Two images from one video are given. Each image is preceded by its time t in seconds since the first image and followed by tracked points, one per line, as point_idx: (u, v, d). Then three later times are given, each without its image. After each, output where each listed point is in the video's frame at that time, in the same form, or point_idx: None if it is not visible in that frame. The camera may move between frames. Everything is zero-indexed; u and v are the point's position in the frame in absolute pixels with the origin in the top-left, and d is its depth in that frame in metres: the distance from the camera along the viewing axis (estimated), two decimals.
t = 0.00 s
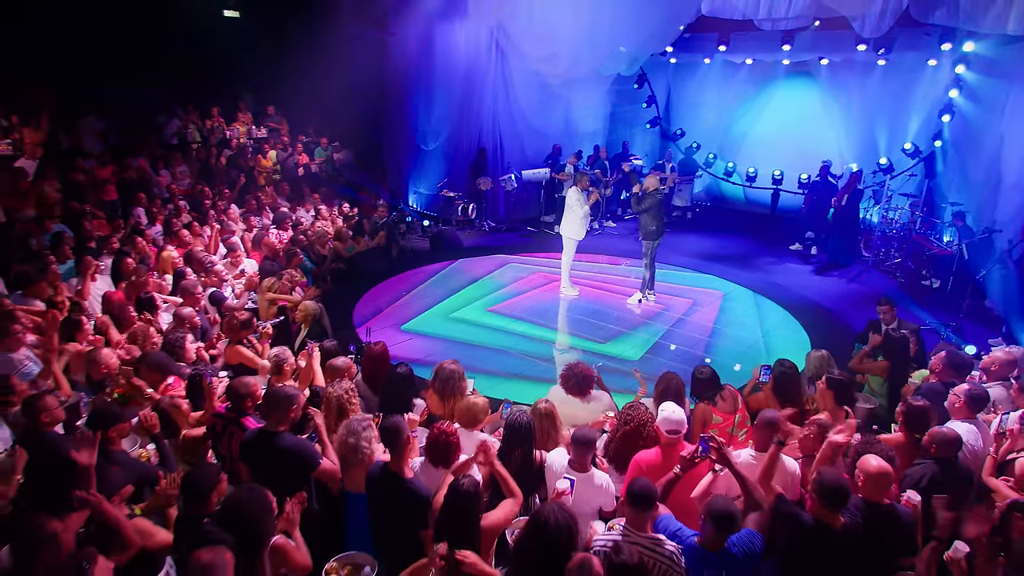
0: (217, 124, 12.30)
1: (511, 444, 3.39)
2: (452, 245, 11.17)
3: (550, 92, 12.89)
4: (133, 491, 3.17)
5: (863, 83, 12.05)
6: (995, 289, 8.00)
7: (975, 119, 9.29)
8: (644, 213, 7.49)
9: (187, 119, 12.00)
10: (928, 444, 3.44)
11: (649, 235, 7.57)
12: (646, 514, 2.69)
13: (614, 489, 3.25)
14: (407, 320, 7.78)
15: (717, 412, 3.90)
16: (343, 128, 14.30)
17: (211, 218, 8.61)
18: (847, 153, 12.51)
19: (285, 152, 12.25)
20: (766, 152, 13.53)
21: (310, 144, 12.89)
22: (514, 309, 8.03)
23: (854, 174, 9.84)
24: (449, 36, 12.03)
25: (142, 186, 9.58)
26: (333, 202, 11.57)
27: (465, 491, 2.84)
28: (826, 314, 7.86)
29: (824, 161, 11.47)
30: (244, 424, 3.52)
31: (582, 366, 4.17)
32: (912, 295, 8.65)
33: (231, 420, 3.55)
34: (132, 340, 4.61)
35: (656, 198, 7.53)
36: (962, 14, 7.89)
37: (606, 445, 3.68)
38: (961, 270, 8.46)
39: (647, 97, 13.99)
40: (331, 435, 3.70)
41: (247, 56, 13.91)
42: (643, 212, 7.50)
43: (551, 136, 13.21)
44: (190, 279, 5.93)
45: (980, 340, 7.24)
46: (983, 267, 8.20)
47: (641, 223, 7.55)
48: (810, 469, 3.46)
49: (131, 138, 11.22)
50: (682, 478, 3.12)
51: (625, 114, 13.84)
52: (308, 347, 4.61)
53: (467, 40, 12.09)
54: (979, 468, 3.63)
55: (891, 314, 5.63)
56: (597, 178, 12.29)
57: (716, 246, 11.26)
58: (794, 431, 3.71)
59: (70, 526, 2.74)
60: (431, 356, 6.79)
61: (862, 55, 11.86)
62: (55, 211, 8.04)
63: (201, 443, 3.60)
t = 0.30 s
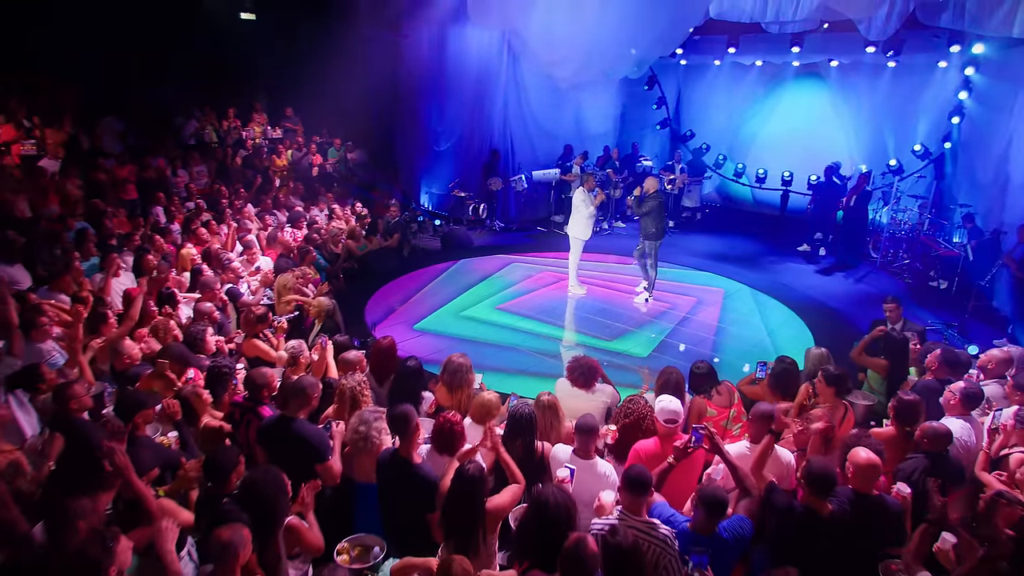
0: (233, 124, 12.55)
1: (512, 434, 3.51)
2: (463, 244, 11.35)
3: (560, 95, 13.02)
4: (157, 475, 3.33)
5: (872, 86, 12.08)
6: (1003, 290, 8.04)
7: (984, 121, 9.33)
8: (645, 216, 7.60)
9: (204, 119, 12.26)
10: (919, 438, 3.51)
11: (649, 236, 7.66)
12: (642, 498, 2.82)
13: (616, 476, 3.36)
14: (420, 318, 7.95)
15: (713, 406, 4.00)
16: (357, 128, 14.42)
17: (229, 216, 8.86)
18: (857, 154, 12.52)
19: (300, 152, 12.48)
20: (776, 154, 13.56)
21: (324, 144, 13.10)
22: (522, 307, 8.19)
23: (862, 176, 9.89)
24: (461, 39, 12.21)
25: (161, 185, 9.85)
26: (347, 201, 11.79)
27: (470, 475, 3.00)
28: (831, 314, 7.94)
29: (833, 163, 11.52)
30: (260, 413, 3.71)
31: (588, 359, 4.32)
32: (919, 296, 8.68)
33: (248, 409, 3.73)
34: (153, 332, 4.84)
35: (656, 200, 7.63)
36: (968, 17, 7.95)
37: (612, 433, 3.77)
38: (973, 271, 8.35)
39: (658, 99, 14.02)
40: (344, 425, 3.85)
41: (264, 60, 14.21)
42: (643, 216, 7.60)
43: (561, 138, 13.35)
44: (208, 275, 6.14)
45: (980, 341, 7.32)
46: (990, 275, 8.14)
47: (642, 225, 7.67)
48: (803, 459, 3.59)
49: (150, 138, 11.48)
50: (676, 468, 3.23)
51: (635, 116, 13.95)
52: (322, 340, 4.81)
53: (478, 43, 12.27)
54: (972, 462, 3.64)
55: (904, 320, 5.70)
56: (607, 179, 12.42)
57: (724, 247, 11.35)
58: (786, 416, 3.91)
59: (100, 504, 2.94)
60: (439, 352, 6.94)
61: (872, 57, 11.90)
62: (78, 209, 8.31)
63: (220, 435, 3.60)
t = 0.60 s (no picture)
0: (249, 125, 12.79)
1: (516, 425, 3.60)
2: (474, 243, 11.53)
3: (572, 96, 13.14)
4: (181, 460, 3.52)
5: (883, 86, 12.08)
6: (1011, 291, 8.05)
7: (994, 122, 9.34)
8: (646, 216, 7.69)
9: (221, 120, 12.52)
10: (911, 431, 3.59)
11: (650, 235, 7.79)
12: (638, 483, 2.95)
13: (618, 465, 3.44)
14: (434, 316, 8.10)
15: (710, 399, 4.16)
16: (371, 130, 14.54)
17: (246, 215, 9.10)
18: (867, 156, 12.54)
19: (315, 152, 12.70)
20: (786, 154, 13.58)
21: (338, 145, 13.31)
22: (532, 304, 8.35)
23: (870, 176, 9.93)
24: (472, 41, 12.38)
25: (180, 184, 10.12)
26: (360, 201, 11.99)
27: (476, 460, 3.15)
28: (837, 313, 8.01)
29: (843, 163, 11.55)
30: (277, 402, 3.90)
31: (594, 352, 4.45)
32: (926, 298, 8.72)
33: (265, 399, 3.92)
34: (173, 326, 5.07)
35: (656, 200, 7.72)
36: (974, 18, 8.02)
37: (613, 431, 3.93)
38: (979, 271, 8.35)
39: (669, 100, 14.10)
40: (357, 415, 4.00)
41: (279, 62, 14.46)
42: (643, 216, 7.69)
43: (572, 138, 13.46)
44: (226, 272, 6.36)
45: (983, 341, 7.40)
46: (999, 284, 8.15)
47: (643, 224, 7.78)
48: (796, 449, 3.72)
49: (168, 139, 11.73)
50: (670, 457, 3.37)
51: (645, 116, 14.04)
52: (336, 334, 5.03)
53: (490, 44, 12.42)
54: (964, 457, 3.69)
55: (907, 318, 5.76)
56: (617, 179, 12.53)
57: (733, 247, 11.43)
58: (779, 407, 4.12)
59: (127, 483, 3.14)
60: (447, 347, 7.12)
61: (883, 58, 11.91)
62: (101, 208, 8.59)
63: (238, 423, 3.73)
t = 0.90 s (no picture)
0: (264, 127, 12.99)
1: (520, 417, 3.74)
2: (485, 243, 11.69)
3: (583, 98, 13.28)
4: (204, 447, 3.73)
5: (893, 87, 12.10)
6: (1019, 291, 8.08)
7: (1004, 123, 9.36)
8: (648, 215, 7.85)
9: (238, 122, 12.74)
10: (905, 425, 3.68)
11: (650, 233, 7.90)
12: (636, 471, 3.09)
13: (618, 453, 3.57)
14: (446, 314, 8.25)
15: (709, 394, 4.31)
16: (385, 132, 14.63)
17: (262, 214, 9.32)
18: (878, 157, 12.55)
19: (329, 152, 12.90)
20: (797, 155, 13.60)
21: (352, 146, 13.48)
22: (541, 303, 8.50)
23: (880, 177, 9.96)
24: (484, 45, 12.57)
25: (198, 184, 10.34)
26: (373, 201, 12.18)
27: (481, 448, 3.30)
28: (843, 312, 8.09)
29: (853, 164, 11.58)
30: (293, 393, 4.08)
31: (601, 346, 4.59)
32: (933, 298, 8.76)
33: (283, 390, 4.11)
34: (195, 322, 5.35)
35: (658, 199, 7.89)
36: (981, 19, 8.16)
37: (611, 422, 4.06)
38: (983, 272, 8.31)
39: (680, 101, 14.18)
40: (370, 406, 4.16)
41: (296, 67, 14.67)
42: (646, 215, 7.86)
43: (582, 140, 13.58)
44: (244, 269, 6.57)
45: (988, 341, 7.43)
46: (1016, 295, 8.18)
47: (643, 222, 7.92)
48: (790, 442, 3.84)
49: (186, 140, 11.96)
50: (667, 449, 3.51)
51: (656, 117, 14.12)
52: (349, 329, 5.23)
53: (502, 47, 12.60)
54: (957, 452, 3.77)
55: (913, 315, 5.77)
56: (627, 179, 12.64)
57: (743, 247, 11.50)
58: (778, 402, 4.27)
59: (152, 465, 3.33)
60: (457, 343, 7.32)
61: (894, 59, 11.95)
62: (122, 207, 8.84)
63: (255, 414, 3.90)
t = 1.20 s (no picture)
0: (281, 128, 13.09)
1: (524, 410, 3.87)
2: (498, 242, 11.86)
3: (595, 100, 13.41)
4: (226, 432, 3.92)
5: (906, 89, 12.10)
6: None
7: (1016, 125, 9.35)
8: (652, 217, 7.97)
9: (257, 122, 12.94)
10: (900, 419, 3.74)
11: (655, 235, 8.05)
12: (635, 460, 3.23)
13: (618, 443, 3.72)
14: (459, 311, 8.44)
15: (710, 389, 4.45)
16: (401, 133, 14.79)
17: (281, 213, 9.56)
18: (890, 158, 12.55)
19: (346, 152, 13.13)
20: (810, 156, 13.61)
21: (368, 146, 13.62)
22: (551, 301, 8.66)
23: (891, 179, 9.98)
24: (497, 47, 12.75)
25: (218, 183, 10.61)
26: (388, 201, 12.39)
27: (485, 437, 3.45)
28: (851, 312, 8.15)
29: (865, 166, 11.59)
30: (310, 384, 4.27)
31: (606, 341, 4.72)
32: (942, 298, 8.80)
33: (300, 380, 4.31)
34: (217, 316, 5.60)
35: (661, 201, 7.99)
36: (990, 22, 8.33)
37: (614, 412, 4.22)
38: (991, 273, 8.43)
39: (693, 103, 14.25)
40: (382, 397, 4.34)
41: (314, 69, 14.84)
42: (651, 216, 7.97)
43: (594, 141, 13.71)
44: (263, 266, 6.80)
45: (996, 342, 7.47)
46: None
47: (648, 223, 8.04)
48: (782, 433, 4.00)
49: (207, 140, 12.24)
50: (666, 439, 3.68)
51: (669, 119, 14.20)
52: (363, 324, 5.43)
53: (515, 49, 12.77)
54: (951, 446, 3.85)
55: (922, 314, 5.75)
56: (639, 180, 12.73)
57: (753, 248, 11.57)
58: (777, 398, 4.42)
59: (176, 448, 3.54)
60: (468, 339, 7.50)
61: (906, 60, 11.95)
62: (146, 206, 9.13)
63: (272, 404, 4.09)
